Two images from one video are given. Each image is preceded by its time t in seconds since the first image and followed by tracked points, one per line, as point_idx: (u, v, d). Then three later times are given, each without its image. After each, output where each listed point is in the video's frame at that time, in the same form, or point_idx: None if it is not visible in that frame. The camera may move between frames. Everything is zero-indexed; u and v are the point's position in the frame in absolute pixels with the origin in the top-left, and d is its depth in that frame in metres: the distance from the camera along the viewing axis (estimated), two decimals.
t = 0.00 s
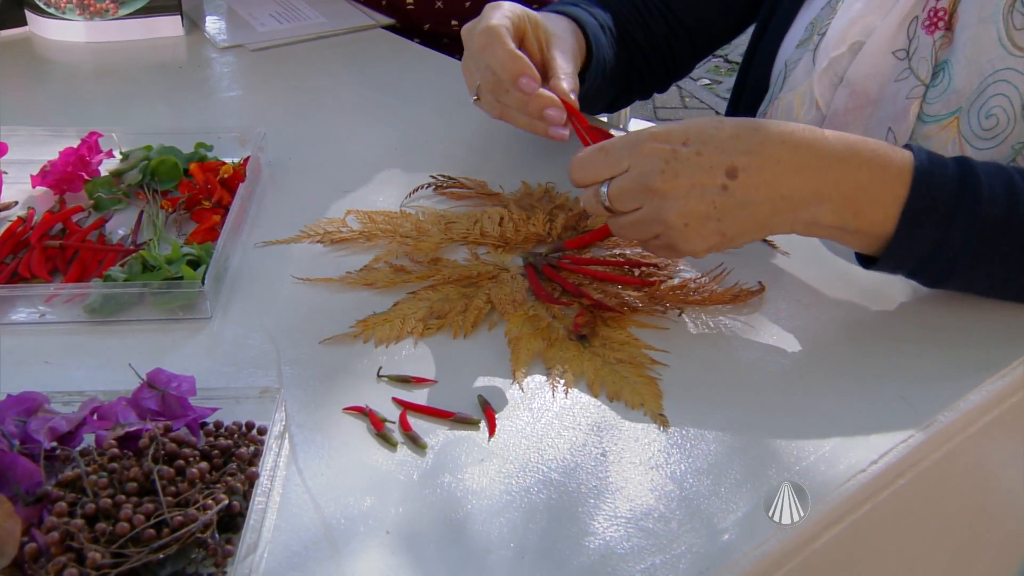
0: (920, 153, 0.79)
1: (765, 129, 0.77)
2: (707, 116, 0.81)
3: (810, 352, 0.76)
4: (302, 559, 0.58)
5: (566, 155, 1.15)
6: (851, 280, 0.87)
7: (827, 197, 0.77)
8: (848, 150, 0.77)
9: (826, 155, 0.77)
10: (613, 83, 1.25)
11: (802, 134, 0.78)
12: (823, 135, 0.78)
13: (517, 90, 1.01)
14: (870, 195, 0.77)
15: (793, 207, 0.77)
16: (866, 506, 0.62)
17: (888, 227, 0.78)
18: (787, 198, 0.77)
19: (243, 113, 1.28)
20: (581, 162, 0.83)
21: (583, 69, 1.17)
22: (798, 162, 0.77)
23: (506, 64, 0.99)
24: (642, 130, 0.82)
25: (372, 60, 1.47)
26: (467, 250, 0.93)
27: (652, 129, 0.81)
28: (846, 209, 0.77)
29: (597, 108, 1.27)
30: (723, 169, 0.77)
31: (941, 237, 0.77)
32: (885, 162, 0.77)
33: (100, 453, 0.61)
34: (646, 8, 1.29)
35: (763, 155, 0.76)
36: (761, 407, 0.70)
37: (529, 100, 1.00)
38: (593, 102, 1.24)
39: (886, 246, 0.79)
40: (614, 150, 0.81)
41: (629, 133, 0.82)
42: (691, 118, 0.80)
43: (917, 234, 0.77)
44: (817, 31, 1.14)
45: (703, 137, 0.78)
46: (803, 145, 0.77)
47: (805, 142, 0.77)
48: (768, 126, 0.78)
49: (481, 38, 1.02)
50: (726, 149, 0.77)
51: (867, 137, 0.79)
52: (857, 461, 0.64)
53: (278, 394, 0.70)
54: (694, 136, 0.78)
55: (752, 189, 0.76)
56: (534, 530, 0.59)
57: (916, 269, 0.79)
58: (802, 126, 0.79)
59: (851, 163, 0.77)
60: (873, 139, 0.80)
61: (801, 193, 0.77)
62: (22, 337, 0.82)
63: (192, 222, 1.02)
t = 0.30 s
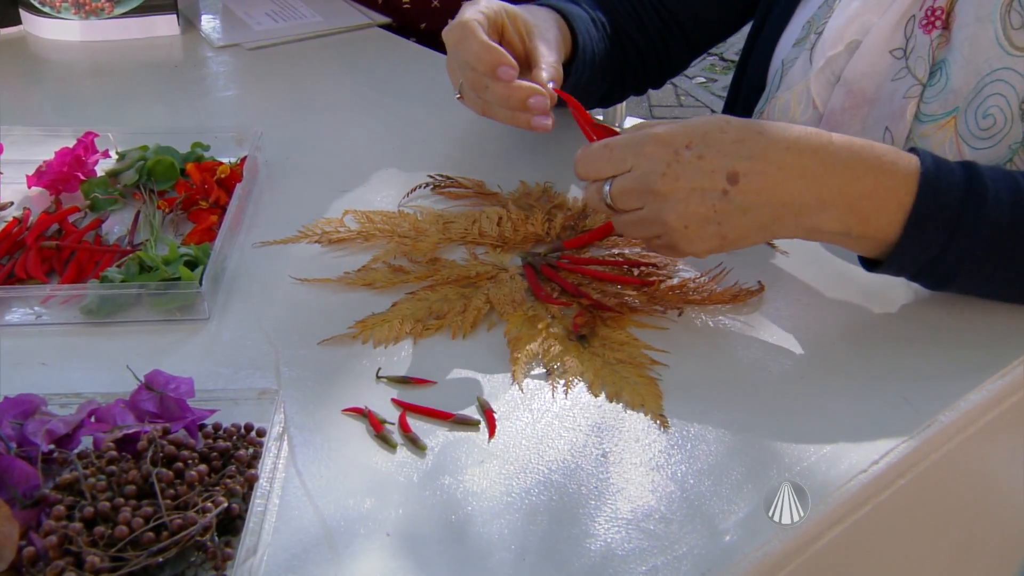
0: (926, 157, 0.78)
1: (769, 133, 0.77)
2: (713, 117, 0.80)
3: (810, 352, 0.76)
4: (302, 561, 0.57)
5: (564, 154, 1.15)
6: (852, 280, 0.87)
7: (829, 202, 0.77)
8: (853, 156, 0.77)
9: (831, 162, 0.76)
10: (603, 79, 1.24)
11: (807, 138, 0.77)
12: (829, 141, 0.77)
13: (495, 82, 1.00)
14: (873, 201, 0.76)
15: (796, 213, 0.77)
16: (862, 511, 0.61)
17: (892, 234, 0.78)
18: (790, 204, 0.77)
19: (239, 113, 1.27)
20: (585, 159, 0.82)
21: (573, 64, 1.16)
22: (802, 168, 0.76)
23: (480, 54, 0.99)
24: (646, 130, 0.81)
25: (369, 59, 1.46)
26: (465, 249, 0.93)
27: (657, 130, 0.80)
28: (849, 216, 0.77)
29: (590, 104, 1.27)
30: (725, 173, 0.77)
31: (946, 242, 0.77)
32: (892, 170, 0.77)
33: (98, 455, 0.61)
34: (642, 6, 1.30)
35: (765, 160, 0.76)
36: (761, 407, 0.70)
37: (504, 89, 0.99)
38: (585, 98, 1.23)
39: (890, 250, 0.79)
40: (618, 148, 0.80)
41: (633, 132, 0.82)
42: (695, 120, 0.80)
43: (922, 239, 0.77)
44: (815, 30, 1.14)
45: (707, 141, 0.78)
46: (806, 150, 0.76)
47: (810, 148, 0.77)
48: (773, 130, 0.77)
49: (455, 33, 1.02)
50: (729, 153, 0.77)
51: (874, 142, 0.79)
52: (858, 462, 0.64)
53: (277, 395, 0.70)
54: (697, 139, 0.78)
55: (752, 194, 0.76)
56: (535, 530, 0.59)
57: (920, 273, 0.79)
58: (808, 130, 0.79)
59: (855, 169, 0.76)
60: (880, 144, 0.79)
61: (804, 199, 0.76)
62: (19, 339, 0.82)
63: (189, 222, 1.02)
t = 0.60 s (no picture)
0: (918, 151, 0.79)
1: (767, 120, 0.77)
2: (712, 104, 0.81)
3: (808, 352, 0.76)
4: (300, 563, 0.57)
5: (560, 154, 1.15)
6: (849, 280, 0.87)
7: (824, 192, 0.77)
8: (849, 148, 0.77)
9: (826, 152, 0.77)
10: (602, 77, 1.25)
11: (804, 128, 0.77)
12: (825, 132, 0.78)
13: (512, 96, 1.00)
14: (868, 193, 0.77)
15: (791, 202, 0.77)
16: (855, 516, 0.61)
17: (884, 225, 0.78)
18: (785, 191, 0.77)
19: (233, 113, 1.27)
20: (583, 142, 0.83)
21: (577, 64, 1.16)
22: (798, 157, 0.76)
23: (495, 65, 0.99)
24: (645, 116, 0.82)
25: (364, 59, 1.46)
26: (462, 250, 0.93)
27: (656, 115, 0.80)
28: (843, 206, 0.77)
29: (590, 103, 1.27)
30: (722, 158, 0.77)
31: (939, 235, 0.77)
32: (885, 161, 0.77)
33: (94, 458, 0.61)
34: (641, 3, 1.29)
35: (763, 147, 0.76)
36: (759, 407, 0.70)
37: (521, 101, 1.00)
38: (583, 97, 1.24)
39: (883, 243, 0.79)
40: (616, 132, 0.81)
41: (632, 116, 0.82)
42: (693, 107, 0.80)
43: (915, 232, 0.77)
44: (812, 28, 1.14)
45: (706, 127, 0.78)
46: (803, 139, 0.77)
47: (806, 137, 0.77)
48: (771, 119, 0.78)
49: (473, 41, 1.03)
50: (727, 139, 0.77)
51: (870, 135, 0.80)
52: (857, 462, 0.64)
53: (274, 397, 0.70)
54: (696, 125, 0.78)
55: (748, 180, 0.76)
56: (534, 531, 0.59)
57: (910, 266, 0.80)
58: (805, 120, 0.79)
59: (851, 161, 0.76)
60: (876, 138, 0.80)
61: (799, 187, 0.76)
62: (15, 340, 0.82)
63: (185, 223, 1.01)
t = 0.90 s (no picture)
0: (929, 160, 0.78)
1: (772, 139, 0.75)
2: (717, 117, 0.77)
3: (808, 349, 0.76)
4: (300, 563, 0.57)
5: (559, 150, 1.14)
6: (850, 276, 0.87)
7: (832, 211, 0.75)
8: (857, 164, 0.75)
9: (834, 170, 0.75)
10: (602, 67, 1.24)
11: (811, 145, 0.75)
12: (833, 148, 0.75)
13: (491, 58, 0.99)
14: (876, 211, 0.76)
15: (799, 221, 0.76)
16: (866, 505, 0.60)
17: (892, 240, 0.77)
18: (793, 213, 0.75)
19: (230, 110, 1.26)
20: (585, 163, 0.80)
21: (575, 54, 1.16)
22: (806, 177, 0.74)
23: (472, 28, 0.98)
24: (648, 134, 0.79)
25: (361, 55, 1.45)
26: (461, 247, 0.92)
27: (657, 136, 0.77)
28: (851, 224, 0.76)
29: (590, 94, 1.27)
30: (729, 183, 0.74)
31: (948, 242, 0.77)
32: (894, 177, 0.76)
33: (93, 457, 0.61)
34: None
35: (770, 170, 0.74)
36: (760, 404, 0.70)
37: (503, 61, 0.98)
38: (580, 88, 1.24)
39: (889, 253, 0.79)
40: (620, 155, 0.78)
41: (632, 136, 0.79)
42: (694, 123, 0.77)
43: (924, 241, 0.76)
44: (813, 23, 1.13)
45: (711, 149, 0.75)
46: (810, 159, 0.75)
47: (814, 156, 0.75)
48: (776, 137, 0.75)
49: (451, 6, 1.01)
50: (734, 162, 0.74)
51: (878, 145, 0.77)
52: (859, 458, 0.64)
53: (273, 395, 0.70)
54: (701, 146, 0.75)
55: (756, 205, 0.75)
56: (535, 530, 0.59)
57: (919, 272, 0.79)
58: (812, 134, 0.76)
59: (860, 178, 0.75)
60: (883, 147, 0.77)
61: (807, 208, 0.75)
62: (13, 339, 0.81)
63: (182, 221, 1.01)
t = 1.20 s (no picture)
0: (937, 160, 0.78)
1: (782, 141, 0.76)
2: (724, 124, 0.78)
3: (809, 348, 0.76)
4: (303, 565, 0.57)
5: (557, 149, 1.14)
6: (851, 274, 0.86)
7: (845, 211, 0.76)
8: (867, 162, 0.76)
9: (845, 170, 0.76)
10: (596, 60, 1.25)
11: (820, 147, 0.76)
12: (841, 148, 0.77)
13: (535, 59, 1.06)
14: (888, 210, 0.76)
15: (813, 222, 0.77)
16: (872, 504, 0.60)
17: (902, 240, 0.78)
18: (809, 213, 0.76)
19: (227, 110, 1.26)
20: (592, 179, 0.80)
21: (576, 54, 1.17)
22: (820, 177, 0.76)
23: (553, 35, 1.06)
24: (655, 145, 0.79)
25: (358, 54, 1.45)
26: (461, 247, 0.92)
27: (667, 146, 0.77)
28: (867, 223, 0.77)
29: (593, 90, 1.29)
30: (745, 188, 0.75)
31: (955, 243, 0.77)
32: (902, 174, 0.77)
33: (93, 460, 0.61)
34: None
35: (785, 172, 0.75)
36: (763, 404, 0.70)
37: (537, 76, 1.05)
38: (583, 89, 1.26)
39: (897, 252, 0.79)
40: (629, 169, 0.78)
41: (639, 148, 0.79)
42: (703, 131, 0.77)
43: (931, 241, 0.77)
44: (815, 21, 1.13)
45: (724, 154, 0.76)
46: (821, 160, 0.76)
47: (825, 157, 0.76)
48: (785, 139, 0.76)
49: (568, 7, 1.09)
50: (748, 166, 0.75)
51: (881, 144, 0.79)
52: (863, 457, 0.64)
53: (274, 397, 0.70)
54: (714, 153, 0.76)
55: (772, 208, 0.75)
56: (538, 531, 0.59)
57: (926, 272, 0.79)
58: (818, 136, 0.78)
59: (871, 177, 0.76)
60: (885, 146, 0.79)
61: (822, 208, 0.76)
62: (11, 341, 0.81)
63: (180, 222, 1.01)
